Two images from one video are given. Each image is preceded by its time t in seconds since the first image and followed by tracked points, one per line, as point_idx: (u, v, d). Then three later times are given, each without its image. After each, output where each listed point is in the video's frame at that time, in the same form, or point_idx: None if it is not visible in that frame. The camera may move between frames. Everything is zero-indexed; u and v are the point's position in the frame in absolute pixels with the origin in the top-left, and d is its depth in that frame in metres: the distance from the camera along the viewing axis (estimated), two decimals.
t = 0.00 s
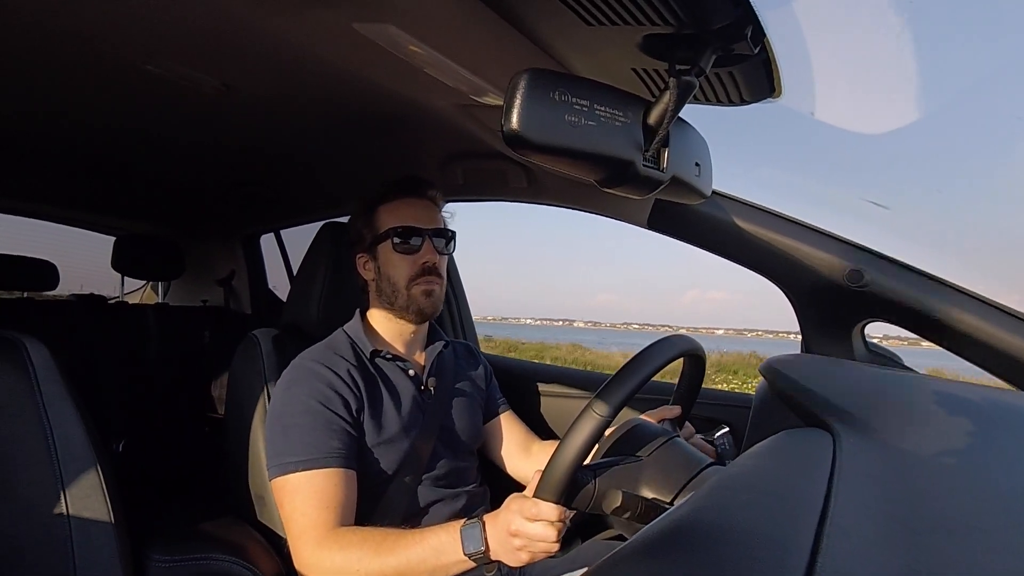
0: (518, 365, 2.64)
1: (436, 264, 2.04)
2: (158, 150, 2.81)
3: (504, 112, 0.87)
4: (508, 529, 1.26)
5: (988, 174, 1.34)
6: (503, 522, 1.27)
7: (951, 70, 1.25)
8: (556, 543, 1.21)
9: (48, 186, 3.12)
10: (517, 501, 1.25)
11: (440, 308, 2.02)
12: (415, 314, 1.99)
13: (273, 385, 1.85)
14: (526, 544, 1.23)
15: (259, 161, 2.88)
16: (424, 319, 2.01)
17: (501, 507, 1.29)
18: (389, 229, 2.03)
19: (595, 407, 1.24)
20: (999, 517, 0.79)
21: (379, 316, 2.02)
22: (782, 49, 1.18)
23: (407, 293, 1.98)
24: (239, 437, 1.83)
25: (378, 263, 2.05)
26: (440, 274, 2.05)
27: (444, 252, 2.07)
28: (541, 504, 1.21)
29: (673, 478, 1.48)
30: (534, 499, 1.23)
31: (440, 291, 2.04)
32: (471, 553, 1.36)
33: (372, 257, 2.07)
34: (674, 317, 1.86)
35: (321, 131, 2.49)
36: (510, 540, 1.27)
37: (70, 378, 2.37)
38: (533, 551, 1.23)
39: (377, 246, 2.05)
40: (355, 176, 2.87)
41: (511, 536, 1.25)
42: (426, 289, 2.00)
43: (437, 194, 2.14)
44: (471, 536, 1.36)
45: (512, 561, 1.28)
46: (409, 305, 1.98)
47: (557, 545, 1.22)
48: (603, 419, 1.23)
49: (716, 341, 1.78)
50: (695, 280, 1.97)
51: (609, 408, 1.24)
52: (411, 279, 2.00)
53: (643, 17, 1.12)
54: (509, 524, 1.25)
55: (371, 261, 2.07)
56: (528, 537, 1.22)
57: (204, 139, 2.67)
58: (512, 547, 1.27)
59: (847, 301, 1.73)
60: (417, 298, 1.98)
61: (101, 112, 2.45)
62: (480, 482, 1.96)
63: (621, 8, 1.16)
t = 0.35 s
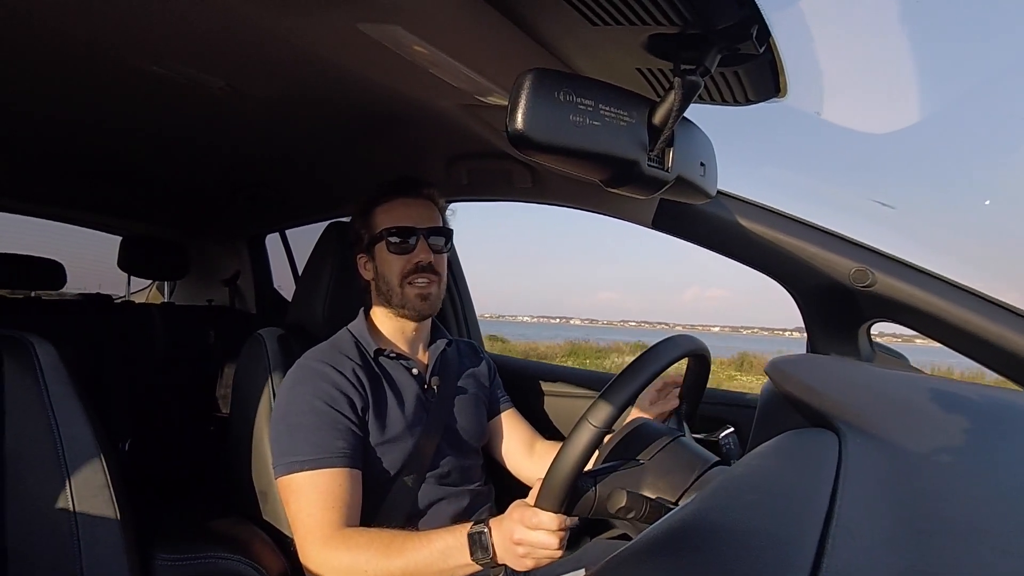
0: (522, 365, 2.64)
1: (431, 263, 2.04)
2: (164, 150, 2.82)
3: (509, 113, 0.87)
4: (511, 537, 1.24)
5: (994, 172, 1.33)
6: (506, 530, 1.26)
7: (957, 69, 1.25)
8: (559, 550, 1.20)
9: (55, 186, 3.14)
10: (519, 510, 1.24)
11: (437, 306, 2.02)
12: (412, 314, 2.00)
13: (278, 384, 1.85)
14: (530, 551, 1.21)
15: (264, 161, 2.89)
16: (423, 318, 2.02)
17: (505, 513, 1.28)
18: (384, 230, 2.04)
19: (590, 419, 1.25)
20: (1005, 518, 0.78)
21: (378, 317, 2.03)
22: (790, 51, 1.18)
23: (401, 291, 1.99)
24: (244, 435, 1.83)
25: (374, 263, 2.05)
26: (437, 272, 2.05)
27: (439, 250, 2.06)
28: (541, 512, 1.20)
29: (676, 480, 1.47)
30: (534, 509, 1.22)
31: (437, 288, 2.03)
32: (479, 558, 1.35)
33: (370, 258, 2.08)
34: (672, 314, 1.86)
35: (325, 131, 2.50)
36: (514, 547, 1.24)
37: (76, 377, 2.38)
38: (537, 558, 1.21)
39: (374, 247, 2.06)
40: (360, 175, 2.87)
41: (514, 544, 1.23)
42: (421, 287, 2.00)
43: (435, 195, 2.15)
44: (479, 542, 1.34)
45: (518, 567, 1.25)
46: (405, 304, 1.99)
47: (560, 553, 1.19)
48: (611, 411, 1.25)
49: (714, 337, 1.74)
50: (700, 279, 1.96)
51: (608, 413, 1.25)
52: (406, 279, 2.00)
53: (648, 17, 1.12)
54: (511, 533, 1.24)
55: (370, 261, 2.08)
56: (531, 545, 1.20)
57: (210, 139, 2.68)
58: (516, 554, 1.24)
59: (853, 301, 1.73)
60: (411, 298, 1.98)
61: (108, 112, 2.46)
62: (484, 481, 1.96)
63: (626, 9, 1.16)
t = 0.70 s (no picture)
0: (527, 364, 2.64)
1: (444, 266, 2.02)
2: (170, 150, 2.83)
3: (514, 112, 0.87)
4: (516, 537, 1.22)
5: (1000, 171, 1.33)
6: (513, 530, 1.24)
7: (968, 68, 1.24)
8: (565, 549, 1.17)
9: (62, 186, 3.15)
10: (524, 509, 1.22)
11: (446, 310, 2.01)
12: (420, 316, 1.99)
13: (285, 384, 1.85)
14: (536, 550, 1.19)
15: (270, 161, 2.89)
16: (431, 320, 2.01)
17: (511, 513, 1.27)
18: (398, 230, 2.04)
19: (595, 419, 1.26)
20: (1013, 519, 0.78)
21: (388, 316, 2.03)
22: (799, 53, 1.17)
23: (410, 293, 1.98)
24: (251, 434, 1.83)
25: (387, 261, 2.05)
26: (449, 275, 2.03)
27: (454, 254, 2.04)
28: (547, 511, 1.18)
29: (681, 482, 1.48)
30: (540, 508, 1.20)
31: (447, 293, 2.02)
32: (483, 557, 1.35)
33: (383, 256, 2.07)
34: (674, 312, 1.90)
35: (330, 131, 2.50)
36: (520, 546, 1.23)
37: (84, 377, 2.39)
38: (543, 557, 1.20)
39: (388, 246, 2.06)
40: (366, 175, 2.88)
41: (520, 543, 1.22)
42: (431, 291, 1.98)
43: (452, 195, 2.14)
44: (481, 540, 1.36)
45: (523, 566, 1.25)
46: (412, 307, 1.98)
47: (567, 551, 1.18)
48: (614, 413, 1.25)
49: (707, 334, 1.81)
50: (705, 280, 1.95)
51: (614, 412, 1.25)
52: (416, 281, 1.99)
53: (653, 16, 1.12)
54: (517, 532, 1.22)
55: (382, 260, 2.07)
56: (537, 544, 1.18)
57: (215, 139, 2.69)
58: (522, 554, 1.24)
59: (859, 301, 1.73)
60: (419, 301, 1.97)
61: (115, 113, 2.47)
62: (491, 481, 1.96)
63: (630, 8, 1.16)
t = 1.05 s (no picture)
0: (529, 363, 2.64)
1: (456, 265, 2.04)
2: (172, 148, 2.83)
3: (516, 111, 0.87)
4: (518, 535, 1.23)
5: (1005, 170, 1.32)
6: (515, 529, 1.26)
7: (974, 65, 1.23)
8: (566, 548, 1.19)
9: (64, 184, 3.16)
10: (526, 508, 1.23)
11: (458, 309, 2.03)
12: (433, 314, 1.99)
13: (287, 384, 1.86)
14: (538, 549, 1.20)
15: (272, 160, 2.90)
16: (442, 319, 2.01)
17: (512, 512, 1.29)
18: (409, 230, 2.04)
19: (598, 416, 1.25)
20: (1016, 518, 0.78)
21: (395, 315, 2.02)
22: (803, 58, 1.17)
23: (425, 292, 1.98)
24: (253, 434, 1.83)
25: (396, 261, 2.04)
26: (460, 274, 2.05)
27: (462, 252, 2.07)
28: (549, 509, 1.19)
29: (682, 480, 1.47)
30: (542, 506, 1.21)
31: (459, 292, 2.04)
32: (486, 557, 1.35)
33: (390, 255, 2.06)
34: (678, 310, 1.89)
35: (332, 130, 2.50)
36: (522, 545, 1.24)
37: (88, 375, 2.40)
38: (545, 556, 1.21)
39: (397, 245, 2.05)
40: (367, 173, 2.88)
41: (522, 542, 1.23)
42: (445, 289, 2.00)
43: (456, 195, 2.15)
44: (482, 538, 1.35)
45: (526, 565, 1.26)
46: (427, 306, 1.98)
47: (568, 549, 1.19)
48: (612, 418, 1.24)
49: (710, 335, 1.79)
50: (708, 278, 1.95)
51: (614, 412, 1.24)
52: (430, 280, 2.00)
53: (655, 15, 1.12)
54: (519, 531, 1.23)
55: (390, 260, 2.06)
56: (539, 542, 1.19)
57: (217, 138, 2.69)
58: (524, 552, 1.25)
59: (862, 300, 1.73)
60: (434, 299, 1.98)
61: (117, 111, 2.47)
62: (493, 481, 1.96)
63: (632, 6, 1.16)
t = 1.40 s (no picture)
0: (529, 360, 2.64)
1: (459, 264, 2.04)
2: (171, 145, 2.83)
3: (516, 108, 0.87)
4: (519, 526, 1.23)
5: (1005, 167, 1.32)
6: (515, 521, 1.25)
7: (970, 63, 1.24)
8: (568, 539, 1.19)
9: (63, 180, 3.15)
10: (527, 498, 1.22)
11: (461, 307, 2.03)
12: (436, 312, 1.98)
13: (287, 381, 1.85)
14: (539, 541, 1.21)
15: (271, 157, 2.89)
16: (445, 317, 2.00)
17: (512, 505, 1.28)
18: (414, 228, 2.03)
19: (603, 407, 1.25)
20: (1017, 515, 0.78)
21: (397, 312, 2.02)
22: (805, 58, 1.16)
23: (429, 289, 1.98)
24: (253, 430, 1.83)
25: (399, 258, 2.03)
26: (462, 272, 2.06)
27: (464, 250, 2.08)
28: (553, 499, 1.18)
29: (682, 476, 1.48)
30: (545, 496, 1.20)
31: (461, 290, 2.04)
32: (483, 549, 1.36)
33: (393, 252, 2.06)
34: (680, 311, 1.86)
35: (331, 127, 2.50)
36: (522, 536, 1.24)
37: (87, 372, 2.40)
38: (545, 547, 1.21)
39: (400, 242, 2.05)
40: (366, 170, 2.87)
41: (523, 533, 1.23)
42: (449, 287, 2.00)
43: (456, 192, 2.14)
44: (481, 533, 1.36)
45: (527, 557, 1.27)
46: (430, 303, 1.97)
47: (570, 540, 1.19)
48: (608, 422, 1.24)
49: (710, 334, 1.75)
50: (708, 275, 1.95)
51: (615, 412, 1.24)
52: (434, 277, 2.00)
53: (656, 11, 1.12)
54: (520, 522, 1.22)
55: (393, 256, 2.05)
56: (540, 534, 1.18)
57: (216, 134, 2.69)
58: (524, 545, 1.25)
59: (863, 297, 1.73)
60: (438, 296, 1.98)
61: (116, 108, 2.47)
62: (492, 477, 1.97)
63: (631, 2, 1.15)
